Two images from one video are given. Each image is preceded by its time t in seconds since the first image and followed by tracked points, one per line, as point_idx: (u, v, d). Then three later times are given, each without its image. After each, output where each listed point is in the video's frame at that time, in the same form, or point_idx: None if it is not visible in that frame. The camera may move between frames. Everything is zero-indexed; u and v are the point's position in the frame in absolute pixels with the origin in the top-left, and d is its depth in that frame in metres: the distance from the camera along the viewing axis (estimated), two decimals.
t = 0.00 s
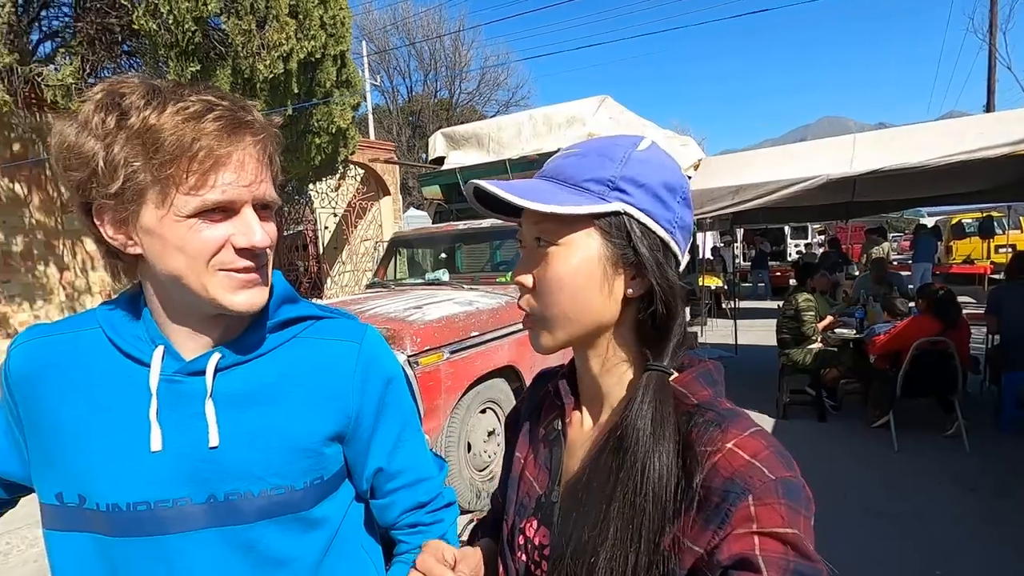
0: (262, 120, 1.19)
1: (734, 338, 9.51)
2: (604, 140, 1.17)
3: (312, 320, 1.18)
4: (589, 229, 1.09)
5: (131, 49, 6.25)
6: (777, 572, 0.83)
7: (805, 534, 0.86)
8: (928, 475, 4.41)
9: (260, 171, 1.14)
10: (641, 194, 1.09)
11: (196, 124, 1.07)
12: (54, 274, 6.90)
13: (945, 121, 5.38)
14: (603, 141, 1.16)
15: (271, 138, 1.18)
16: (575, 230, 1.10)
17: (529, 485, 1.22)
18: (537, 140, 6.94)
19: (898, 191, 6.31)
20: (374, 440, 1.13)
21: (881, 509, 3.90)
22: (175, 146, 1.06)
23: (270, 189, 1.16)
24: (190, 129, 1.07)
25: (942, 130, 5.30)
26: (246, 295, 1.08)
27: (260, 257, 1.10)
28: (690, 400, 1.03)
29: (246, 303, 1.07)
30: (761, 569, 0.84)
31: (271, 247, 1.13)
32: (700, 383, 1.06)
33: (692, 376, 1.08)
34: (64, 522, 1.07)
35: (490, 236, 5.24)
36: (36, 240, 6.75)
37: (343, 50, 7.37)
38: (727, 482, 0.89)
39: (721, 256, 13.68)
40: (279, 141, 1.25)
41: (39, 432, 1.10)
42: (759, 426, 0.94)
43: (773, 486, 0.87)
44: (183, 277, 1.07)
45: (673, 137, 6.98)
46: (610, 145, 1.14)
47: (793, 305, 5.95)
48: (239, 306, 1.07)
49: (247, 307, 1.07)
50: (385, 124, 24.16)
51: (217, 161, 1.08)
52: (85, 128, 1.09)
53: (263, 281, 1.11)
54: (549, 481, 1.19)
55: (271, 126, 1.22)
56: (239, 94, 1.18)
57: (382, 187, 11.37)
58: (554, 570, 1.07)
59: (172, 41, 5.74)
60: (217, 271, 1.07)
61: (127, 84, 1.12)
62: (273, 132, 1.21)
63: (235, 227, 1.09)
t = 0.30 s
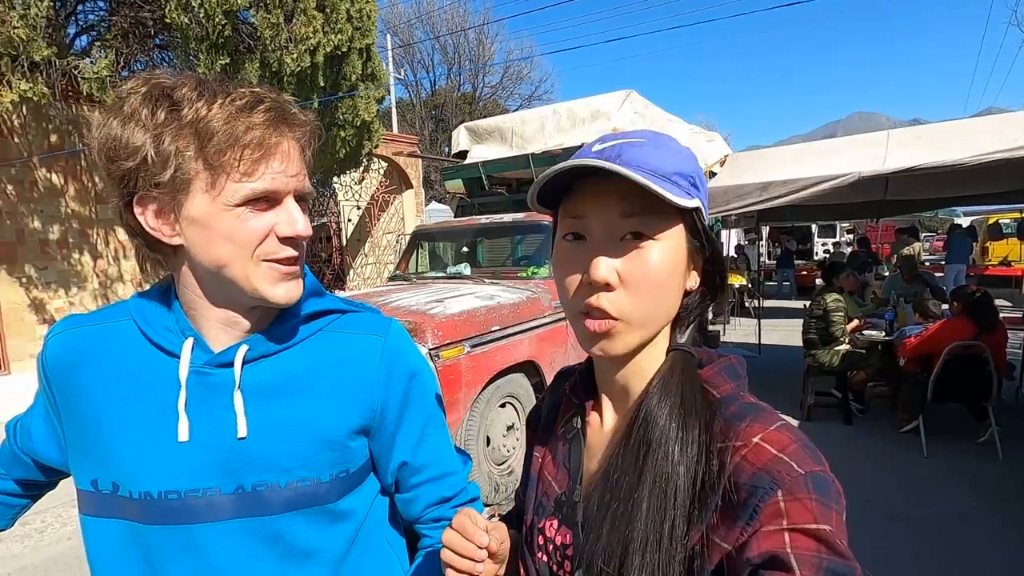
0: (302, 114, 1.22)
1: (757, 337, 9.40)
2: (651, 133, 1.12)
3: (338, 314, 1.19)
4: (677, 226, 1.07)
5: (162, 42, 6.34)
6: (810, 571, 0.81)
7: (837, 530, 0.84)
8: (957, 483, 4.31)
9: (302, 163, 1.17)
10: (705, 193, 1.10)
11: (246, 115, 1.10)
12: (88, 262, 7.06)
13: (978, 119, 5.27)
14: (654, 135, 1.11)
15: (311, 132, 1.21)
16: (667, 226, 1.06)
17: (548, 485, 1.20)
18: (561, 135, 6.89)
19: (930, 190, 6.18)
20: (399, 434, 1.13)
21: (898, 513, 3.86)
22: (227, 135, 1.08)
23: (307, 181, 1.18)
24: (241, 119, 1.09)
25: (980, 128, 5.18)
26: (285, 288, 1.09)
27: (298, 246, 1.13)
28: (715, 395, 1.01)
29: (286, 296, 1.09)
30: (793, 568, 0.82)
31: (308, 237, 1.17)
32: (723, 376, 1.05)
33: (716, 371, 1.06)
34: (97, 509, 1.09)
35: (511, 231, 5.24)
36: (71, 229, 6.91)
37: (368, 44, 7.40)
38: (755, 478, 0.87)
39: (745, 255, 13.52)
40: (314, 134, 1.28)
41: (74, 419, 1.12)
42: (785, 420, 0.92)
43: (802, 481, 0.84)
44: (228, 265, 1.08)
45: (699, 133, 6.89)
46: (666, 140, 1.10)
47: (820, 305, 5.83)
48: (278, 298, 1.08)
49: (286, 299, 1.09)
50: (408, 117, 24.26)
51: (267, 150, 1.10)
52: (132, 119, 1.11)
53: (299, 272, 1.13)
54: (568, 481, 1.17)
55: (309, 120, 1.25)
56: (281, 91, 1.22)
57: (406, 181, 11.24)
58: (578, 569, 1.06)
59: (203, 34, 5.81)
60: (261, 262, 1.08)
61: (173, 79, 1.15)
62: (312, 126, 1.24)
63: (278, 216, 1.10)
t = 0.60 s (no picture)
0: (303, 109, 1.20)
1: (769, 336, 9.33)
2: (661, 132, 1.11)
3: (353, 314, 1.19)
4: (686, 226, 1.07)
5: (177, 38, 6.38)
6: None
7: (852, 537, 0.83)
8: (971, 485, 4.26)
9: (300, 159, 1.14)
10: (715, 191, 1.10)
11: (236, 113, 1.10)
12: (104, 256, 7.14)
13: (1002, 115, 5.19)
14: (664, 133, 1.10)
15: (312, 127, 1.19)
16: (676, 225, 1.06)
17: (554, 490, 1.20)
18: (573, 131, 6.87)
19: (948, 188, 6.09)
20: (413, 434, 1.14)
21: (912, 515, 3.84)
22: (218, 135, 1.08)
23: (311, 177, 1.16)
24: (232, 118, 1.09)
25: (999, 125, 5.11)
26: (285, 289, 1.09)
27: (299, 247, 1.10)
28: (725, 399, 1.02)
29: (285, 297, 1.08)
30: None
31: (312, 237, 1.14)
32: (733, 380, 1.06)
33: (726, 373, 1.07)
34: (114, 504, 1.11)
35: (522, 227, 5.23)
36: (87, 223, 6.99)
37: (380, 40, 7.41)
38: (767, 483, 0.86)
39: (757, 252, 13.42)
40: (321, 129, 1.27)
41: (92, 414, 1.14)
42: (798, 424, 0.92)
43: (817, 486, 0.84)
44: (225, 266, 1.09)
45: (712, 129, 6.85)
46: (675, 138, 1.10)
47: (834, 304, 5.80)
48: (278, 300, 1.08)
49: (287, 301, 1.09)
50: (419, 113, 24.28)
51: (257, 149, 1.10)
52: (137, 120, 1.13)
53: (303, 274, 1.12)
54: (576, 485, 1.17)
55: (312, 114, 1.23)
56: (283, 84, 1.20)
57: (416, 176, 11.38)
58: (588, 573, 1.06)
59: (217, 30, 5.83)
60: (256, 263, 1.08)
61: (176, 76, 1.16)
62: (314, 121, 1.21)
63: (276, 217, 1.09)
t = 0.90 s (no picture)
0: (308, 117, 1.20)
1: (774, 335, 9.34)
2: (647, 134, 1.14)
3: (364, 319, 1.21)
4: (631, 233, 1.06)
5: (182, 42, 6.41)
6: None
7: (857, 544, 0.84)
8: (977, 485, 4.26)
9: (302, 169, 1.14)
10: (685, 193, 1.05)
11: (238, 125, 1.11)
12: (111, 260, 7.20)
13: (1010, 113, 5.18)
14: (644, 137, 1.12)
15: (315, 136, 1.19)
16: (618, 235, 1.07)
17: (563, 488, 1.22)
18: (576, 132, 6.89)
19: (954, 186, 6.07)
20: (422, 438, 1.15)
21: (918, 515, 3.84)
22: (219, 147, 1.10)
23: (315, 187, 1.16)
24: (233, 130, 1.10)
25: (1006, 125, 5.09)
26: (289, 297, 1.11)
27: (302, 256, 1.11)
28: (733, 405, 1.03)
29: (290, 305, 1.11)
30: None
31: (316, 246, 1.14)
32: (743, 385, 1.07)
33: (736, 379, 1.08)
34: (129, 506, 1.13)
35: (525, 228, 5.25)
36: (94, 227, 7.04)
37: (384, 42, 7.44)
38: (774, 488, 0.88)
39: (762, 252, 13.40)
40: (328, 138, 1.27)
41: (108, 417, 1.16)
42: (806, 431, 0.93)
43: (823, 493, 0.85)
44: (230, 276, 1.12)
45: (716, 130, 6.85)
46: (651, 141, 1.10)
47: (838, 304, 5.79)
48: (282, 308, 1.10)
49: (291, 308, 1.11)
50: (422, 114, 24.33)
51: (257, 162, 1.11)
52: (147, 130, 1.16)
53: (306, 282, 1.13)
54: (585, 485, 1.19)
55: (317, 122, 1.23)
56: (288, 94, 1.20)
57: (420, 178, 11.42)
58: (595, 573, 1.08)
59: (222, 35, 5.84)
60: (260, 271, 1.11)
61: (185, 86, 1.18)
62: (318, 130, 1.21)
63: (278, 227, 1.11)
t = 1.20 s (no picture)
0: (300, 108, 1.17)
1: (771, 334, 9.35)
2: (655, 129, 1.11)
3: (367, 316, 1.19)
4: (638, 232, 1.04)
5: (176, 41, 6.42)
6: None
7: (875, 547, 0.83)
8: (976, 483, 4.26)
9: (289, 157, 1.10)
10: (693, 189, 1.03)
11: (220, 113, 1.08)
12: (105, 260, 7.15)
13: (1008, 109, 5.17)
14: (651, 132, 1.10)
15: (309, 128, 1.16)
16: (625, 233, 1.05)
17: (574, 485, 1.20)
18: (573, 131, 6.86)
19: (950, 184, 6.08)
20: (426, 437, 1.13)
21: (917, 514, 3.82)
22: (203, 135, 1.07)
23: (306, 178, 1.12)
24: (216, 119, 1.08)
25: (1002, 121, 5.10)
26: (277, 293, 1.09)
27: (289, 252, 1.08)
28: (747, 404, 1.02)
29: (278, 301, 1.09)
30: None
31: (306, 239, 1.11)
32: (757, 384, 1.05)
33: (750, 377, 1.06)
34: (128, 509, 1.10)
35: (523, 227, 5.22)
36: (88, 226, 6.99)
37: (380, 41, 7.40)
38: (790, 488, 0.86)
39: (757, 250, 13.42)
40: (325, 131, 1.24)
41: (105, 417, 1.13)
42: (823, 430, 0.91)
43: (840, 494, 0.84)
44: (218, 268, 1.10)
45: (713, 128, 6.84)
46: (659, 136, 1.08)
47: (834, 302, 5.78)
48: (270, 303, 1.08)
49: (280, 305, 1.09)
50: (418, 114, 24.27)
51: (240, 150, 1.08)
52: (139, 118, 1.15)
53: (297, 275, 1.10)
54: (596, 483, 1.17)
55: (311, 114, 1.20)
56: (279, 83, 1.18)
57: (416, 177, 11.40)
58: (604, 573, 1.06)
59: (217, 33, 5.84)
60: (247, 265, 1.08)
61: (177, 76, 1.17)
62: (311, 121, 1.18)
63: (264, 221, 1.08)
